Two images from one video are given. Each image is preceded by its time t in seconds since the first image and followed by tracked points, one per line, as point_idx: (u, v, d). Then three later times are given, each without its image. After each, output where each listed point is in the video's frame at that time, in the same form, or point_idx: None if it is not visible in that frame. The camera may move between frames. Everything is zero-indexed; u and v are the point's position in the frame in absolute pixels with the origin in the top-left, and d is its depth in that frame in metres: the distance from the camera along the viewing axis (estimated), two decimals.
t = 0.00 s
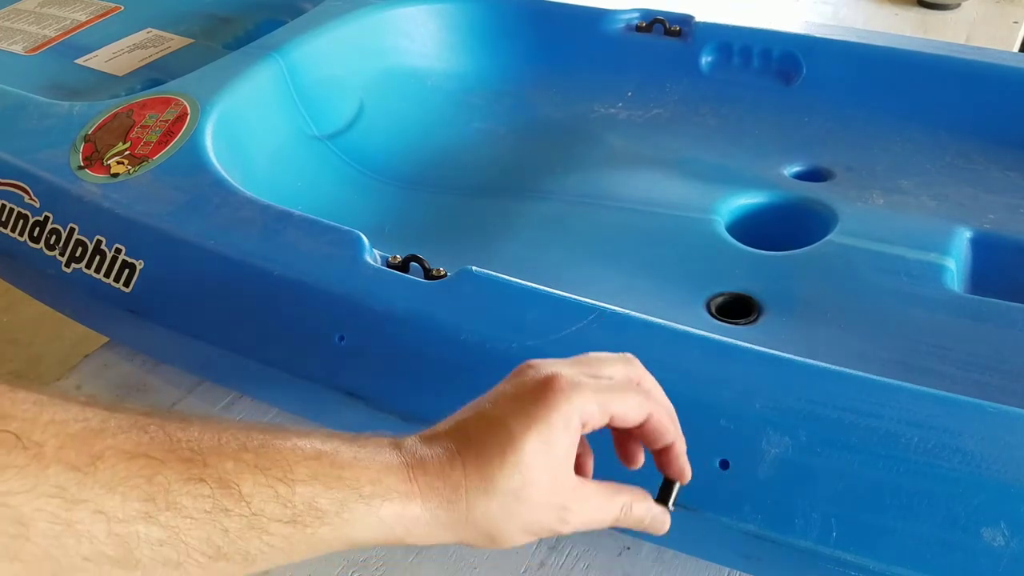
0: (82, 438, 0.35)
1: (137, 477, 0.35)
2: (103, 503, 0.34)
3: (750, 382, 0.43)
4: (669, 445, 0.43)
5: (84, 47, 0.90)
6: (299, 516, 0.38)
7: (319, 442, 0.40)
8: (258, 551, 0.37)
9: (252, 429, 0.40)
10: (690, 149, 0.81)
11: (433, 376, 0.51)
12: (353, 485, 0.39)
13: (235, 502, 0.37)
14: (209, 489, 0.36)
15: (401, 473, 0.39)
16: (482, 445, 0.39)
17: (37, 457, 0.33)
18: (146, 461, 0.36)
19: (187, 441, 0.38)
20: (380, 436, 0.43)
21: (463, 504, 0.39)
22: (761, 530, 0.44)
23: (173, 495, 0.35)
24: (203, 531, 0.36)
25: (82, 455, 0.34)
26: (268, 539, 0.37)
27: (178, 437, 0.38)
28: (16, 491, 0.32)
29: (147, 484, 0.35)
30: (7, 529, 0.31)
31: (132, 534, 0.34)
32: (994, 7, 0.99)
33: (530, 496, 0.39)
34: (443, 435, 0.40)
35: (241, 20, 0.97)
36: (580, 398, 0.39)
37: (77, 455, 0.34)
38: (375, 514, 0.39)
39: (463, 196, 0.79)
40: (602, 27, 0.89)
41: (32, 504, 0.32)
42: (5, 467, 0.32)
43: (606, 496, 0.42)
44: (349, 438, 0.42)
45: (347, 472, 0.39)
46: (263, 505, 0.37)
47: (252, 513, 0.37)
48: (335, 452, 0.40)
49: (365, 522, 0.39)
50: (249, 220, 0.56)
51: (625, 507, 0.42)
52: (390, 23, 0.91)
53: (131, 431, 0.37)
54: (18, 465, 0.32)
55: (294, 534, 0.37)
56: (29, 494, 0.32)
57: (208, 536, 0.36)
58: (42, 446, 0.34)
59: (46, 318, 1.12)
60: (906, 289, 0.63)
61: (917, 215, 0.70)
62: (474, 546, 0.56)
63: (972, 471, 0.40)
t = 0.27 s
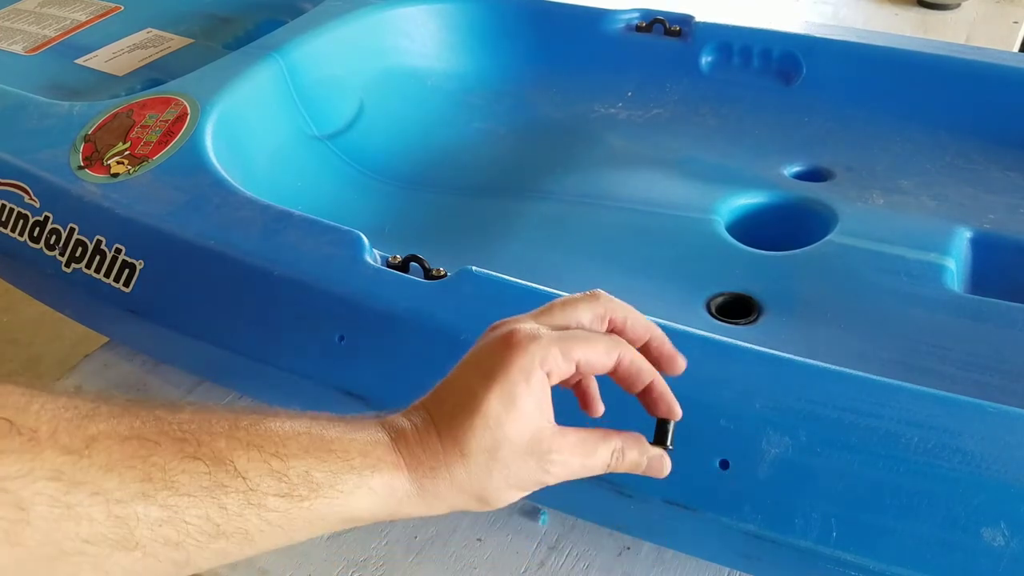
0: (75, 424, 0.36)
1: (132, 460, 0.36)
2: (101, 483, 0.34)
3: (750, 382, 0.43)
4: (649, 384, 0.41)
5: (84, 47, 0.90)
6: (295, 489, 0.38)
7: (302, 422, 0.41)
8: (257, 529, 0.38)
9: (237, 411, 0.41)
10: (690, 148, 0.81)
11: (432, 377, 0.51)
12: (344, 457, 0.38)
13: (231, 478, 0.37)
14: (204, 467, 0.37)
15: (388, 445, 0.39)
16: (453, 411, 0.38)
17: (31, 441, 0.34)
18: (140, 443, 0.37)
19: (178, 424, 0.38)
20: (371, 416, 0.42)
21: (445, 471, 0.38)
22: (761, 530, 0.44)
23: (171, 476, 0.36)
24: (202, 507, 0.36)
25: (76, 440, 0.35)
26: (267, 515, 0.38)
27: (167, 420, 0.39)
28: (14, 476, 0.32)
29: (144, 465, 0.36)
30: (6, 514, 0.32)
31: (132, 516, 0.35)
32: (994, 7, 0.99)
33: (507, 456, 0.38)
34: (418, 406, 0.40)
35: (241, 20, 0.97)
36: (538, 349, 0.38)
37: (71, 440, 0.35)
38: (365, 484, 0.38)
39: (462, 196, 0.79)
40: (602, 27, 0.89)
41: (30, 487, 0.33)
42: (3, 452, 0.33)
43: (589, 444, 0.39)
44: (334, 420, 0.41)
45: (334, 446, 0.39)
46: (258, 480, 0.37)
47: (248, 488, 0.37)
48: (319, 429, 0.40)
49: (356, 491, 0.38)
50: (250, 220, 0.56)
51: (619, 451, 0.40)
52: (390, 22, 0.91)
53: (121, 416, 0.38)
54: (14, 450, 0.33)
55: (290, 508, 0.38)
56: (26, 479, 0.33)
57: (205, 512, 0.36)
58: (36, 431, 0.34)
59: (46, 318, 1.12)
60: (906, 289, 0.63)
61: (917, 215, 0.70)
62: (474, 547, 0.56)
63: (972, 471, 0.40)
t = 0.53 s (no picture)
0: (88, 444, 0.36)
1: (143, 482, 0.35)
2: (110, 507, 0.34)
3: (751, 382, 0.43)
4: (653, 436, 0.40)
5: (84, 47, 0.90)
6: (295, 523, 0.37)
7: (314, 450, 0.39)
8: (258, 557, 0.38)
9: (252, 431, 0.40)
10: (690, 148, 0.81)
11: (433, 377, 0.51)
12: (345, 495, 0.38)
13: (236, 509, 0.37)
14: (211, 496, 0.36)
15: (388, 481, 0.38)
16: (450, 454, 0.37)
17: (43, 461, 0.34)
18: (149, 467, 0.36)
19: (189, 446, 0.38)
20: (379, 435, 0.42)
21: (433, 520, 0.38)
22: (761, 530, 0.45)
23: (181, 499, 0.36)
24: (207, 535, 0.36)
25: (88, 461, 0.35)
26: (267, 547, 0.37)
27: (181, 442, 0.38)
28: (26, 495, 0.33)
29: (153, 489, 0.35)
30: (15, 533, 0.32)
31: (142, 541, 0.35)
32: (993, 7, 0.99)
33: (502, 507, 0.38)
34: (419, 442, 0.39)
35: (241, 20, 0.97)
36: (542, 404, 0.36)
37: (81, 462, 0.35)
38: (348, 528, 0.38)
39: (462, 196, 0.79)
40: (602, 27, 0.89)
41: (39, 507, 0.33)
42: (13, 470, 0.33)
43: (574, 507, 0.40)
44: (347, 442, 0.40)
45: (336, 483, 0.38)
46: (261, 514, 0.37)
47: (253, 520, 0.37)
48: (325, 465, 0.38)
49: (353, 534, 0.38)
50: (250, 220, 0.56)
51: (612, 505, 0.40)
52: (390, 23, 0.91)
53: (135, 437, 0.37)
54: (24, 468, 0.33)
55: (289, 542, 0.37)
56: (36, 498, 0.33)
57: (210, 541, 0.36)
58: (47, 450, 0.34)
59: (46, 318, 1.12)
60: (906, 289, 0.63)
61: (917, 215, 0.70)
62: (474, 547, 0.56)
63: (973, 471, 0.40)
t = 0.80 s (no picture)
0: (92, 468, 0.36)
1: (140, 512, 0.35)
2: (101, 536, 0.34)
3: (751, 382, 0.43)
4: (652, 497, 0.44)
5: (84, 47, 0.90)
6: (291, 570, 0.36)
7: (325, 492, 0.39)
8: None
9: (275, 466, 0.40)
10: (690, 148, 0.82)
11: (433, 377, 0.51)
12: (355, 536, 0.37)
13: (232, 551, 0.36)
14: (208, 533, 0.36)
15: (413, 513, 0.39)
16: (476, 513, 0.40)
17: (42, 484, 0.35)
18: (150, 497, 0.36)
19: (195, 478, 0.38)
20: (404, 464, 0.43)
21: None
22: (761, 530, 0.45)
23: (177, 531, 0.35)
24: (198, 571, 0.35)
25: (89, 486, 0.36)
26: None
27: (188, 472, 0.38)
28: (18, 517, 0.34)
29: (149, 522, 0.35)
30: (3, 554, 0.33)
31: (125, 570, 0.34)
32: (993, 7, 0.99)
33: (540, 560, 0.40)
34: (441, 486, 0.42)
35: (241, 20, 0.97)
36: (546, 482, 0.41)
37: (81, 487, 0.35)
38: None
39: (462, 196, 0.79)
40: (602, 28, 0.89)
41: (32, 532, 0.34)
42: (9, 493, 0.34)
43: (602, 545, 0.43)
44: (365, 476, 0.41)
45: (346, 515, 0.38)
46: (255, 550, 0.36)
47: (245, 561, 0.36)
48: (336, 506, 0.38)
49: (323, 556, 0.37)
50: (250, 220, 0.56)
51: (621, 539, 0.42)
52: (390, 23, 0.91)
53: (144, 462, 0.38)
54: (23, 491, 0.34)
55: None
56: (30, 522, 0.34)
57: None
58: (49, 473, 0.35)
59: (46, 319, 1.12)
60: (906, 289, 0.63)
61: (917, 216, 0.70)
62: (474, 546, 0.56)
63: (972, 471, 0.40)
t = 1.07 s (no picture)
0: (109, 480, 0.34)
1: (159, 528, 0.34)
2: (118, 551, 0.33)
3: (751, 382, 0.43)
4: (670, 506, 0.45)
5: (84, 47, 0.90)
6: None
7: (352, 512, 0.38)
8: None
9: (302, 481, 0.38)
10: (690, 149, 0.82)
11: (433, 376, 0.51)
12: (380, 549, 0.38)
13: (253, 570, 0.35)
14: (228, 551, 0.35)
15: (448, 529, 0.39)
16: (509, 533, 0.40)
17: (58, 497, 0.32)
18: (170, 513, 0.34)
19: (218, 494, 0.36)
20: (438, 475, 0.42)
21: None
22: (761, 530, 0.45)
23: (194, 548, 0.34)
24: None
25: (107, 500, 0.33)
26: None
27: (211, 487, 0.36)
28: (33, 531, 0.31)
29: (167, 539, 0.34)
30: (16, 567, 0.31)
31: None
32: (993, 7, 0.99)
33: None
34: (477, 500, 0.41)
35: (241, 20, 0.97)
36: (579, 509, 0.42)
37: (98, 500, 0.33)
38: None
39: (462, 197, 0.79)
40: (602, 27, 0.89)
41: (47, 545, 0.32)
42: (24, 505, 0.31)
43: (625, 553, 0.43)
44: (395, 494, 0.40)
45: (376, 539, 0.38)
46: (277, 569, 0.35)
47: None
48: (366, 527, 0.38)
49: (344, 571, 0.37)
50: (250, 220, 0.56)
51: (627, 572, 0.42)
52: (390, 23, 0.91)
53: (166, 473, 0.35)
54: (38, 504, 0.32)
55: None
56: (45, 536, 0.31)
57: None
58: (65, 485, 0.32)
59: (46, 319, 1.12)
60: (906, 289, 0.63)
61: (917, 216, 0.70)
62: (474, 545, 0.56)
63: (972, 471, 0.40)
